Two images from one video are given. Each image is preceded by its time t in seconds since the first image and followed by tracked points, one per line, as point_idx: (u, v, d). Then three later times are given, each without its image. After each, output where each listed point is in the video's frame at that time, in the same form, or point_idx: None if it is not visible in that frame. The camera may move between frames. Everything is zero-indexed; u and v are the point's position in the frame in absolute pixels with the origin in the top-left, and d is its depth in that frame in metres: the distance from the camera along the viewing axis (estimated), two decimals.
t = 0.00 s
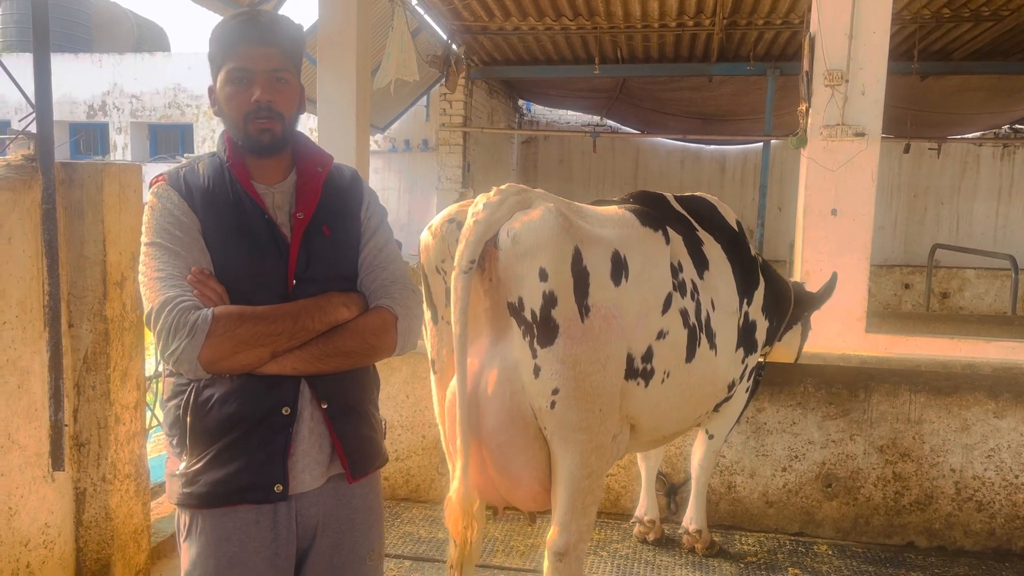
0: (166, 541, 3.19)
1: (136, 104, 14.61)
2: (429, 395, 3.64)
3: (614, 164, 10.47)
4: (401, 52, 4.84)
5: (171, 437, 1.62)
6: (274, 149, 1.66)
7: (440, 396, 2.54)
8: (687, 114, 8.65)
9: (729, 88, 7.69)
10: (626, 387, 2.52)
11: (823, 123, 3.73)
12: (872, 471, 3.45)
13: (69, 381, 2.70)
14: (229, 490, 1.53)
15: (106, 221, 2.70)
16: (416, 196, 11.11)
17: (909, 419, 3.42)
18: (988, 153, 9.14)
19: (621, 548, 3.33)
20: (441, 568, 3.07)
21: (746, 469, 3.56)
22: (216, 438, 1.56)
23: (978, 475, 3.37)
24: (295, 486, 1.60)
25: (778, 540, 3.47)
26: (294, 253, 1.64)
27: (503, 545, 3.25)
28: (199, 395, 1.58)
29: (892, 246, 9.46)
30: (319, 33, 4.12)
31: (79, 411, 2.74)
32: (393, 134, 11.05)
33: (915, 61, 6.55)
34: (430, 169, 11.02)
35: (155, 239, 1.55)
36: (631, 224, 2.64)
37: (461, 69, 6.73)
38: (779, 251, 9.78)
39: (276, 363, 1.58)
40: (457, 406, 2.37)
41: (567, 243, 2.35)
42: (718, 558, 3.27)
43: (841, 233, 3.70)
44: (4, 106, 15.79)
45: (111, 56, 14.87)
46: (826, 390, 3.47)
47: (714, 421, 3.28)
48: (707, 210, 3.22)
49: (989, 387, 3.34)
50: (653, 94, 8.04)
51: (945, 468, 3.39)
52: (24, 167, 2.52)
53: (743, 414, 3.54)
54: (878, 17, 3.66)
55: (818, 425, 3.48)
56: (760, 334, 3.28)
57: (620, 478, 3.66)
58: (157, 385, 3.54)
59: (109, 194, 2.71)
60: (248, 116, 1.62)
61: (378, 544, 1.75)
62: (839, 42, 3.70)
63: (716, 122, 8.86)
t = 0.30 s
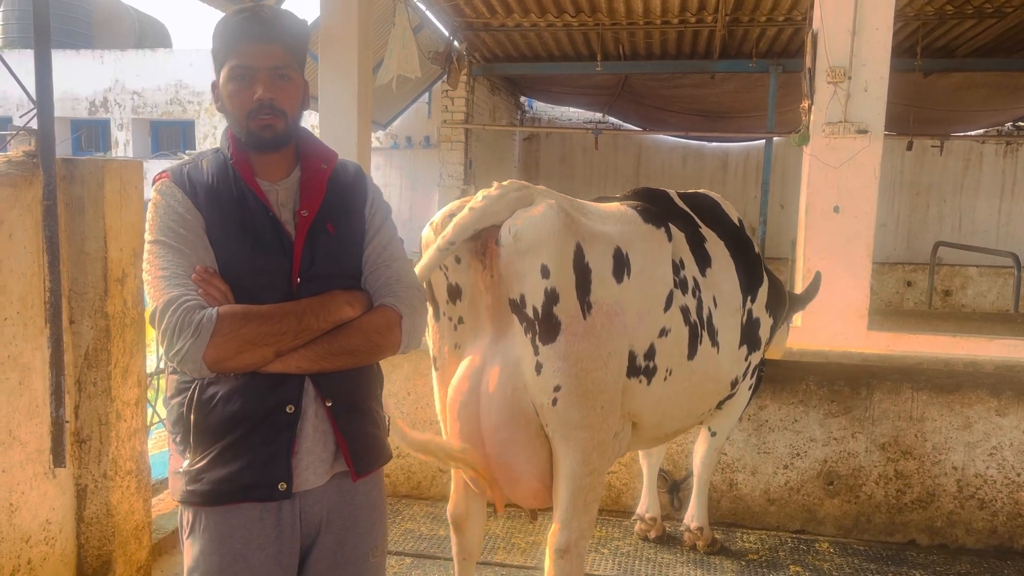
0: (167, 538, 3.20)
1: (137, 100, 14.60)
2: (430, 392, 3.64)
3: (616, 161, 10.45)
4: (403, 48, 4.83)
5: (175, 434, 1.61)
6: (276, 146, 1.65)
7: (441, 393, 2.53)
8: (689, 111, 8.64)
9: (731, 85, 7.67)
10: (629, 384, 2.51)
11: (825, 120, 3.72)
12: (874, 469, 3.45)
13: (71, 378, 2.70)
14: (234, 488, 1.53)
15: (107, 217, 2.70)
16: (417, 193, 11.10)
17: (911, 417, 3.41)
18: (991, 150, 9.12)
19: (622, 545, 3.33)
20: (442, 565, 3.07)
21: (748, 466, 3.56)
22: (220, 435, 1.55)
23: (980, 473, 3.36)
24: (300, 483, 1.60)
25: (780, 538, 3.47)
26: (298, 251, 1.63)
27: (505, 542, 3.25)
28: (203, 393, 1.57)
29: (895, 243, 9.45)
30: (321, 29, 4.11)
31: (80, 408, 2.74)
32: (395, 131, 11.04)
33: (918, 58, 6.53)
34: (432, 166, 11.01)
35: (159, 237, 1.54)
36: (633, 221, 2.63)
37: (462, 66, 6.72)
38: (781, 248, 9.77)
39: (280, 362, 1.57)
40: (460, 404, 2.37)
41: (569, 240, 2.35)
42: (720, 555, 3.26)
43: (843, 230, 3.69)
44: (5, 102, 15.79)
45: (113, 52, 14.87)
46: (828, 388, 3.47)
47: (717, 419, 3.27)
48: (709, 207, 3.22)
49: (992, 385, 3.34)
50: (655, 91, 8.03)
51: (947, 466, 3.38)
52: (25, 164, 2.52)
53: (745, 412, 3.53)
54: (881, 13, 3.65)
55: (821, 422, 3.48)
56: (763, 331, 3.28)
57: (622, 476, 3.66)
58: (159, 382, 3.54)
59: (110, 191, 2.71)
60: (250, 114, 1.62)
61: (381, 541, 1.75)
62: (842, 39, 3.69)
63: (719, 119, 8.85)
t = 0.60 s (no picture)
0: (167, 535, 3.20)
1: (138, 97, 14.59)
2: (431, 390, 3.64)
3: (618, 158, 10.44)
4: (405, 45, 4.83)
5: (176, 435, 1.60)
6: (296, 149, 1.64)
7: (442, 391, 2.53)
8: (690, 109, 8.63)
9: (733, 83, 7.66)
10: (630, 382, 2.51)
11: (827, 118, 3.71)
12: (875, 468, 3.44)
13: (72, 374, 2.70)
14: (240, 488, 1.53)
15: (107, 214, 2.70)
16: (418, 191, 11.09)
17: (913, 415, 3.40)
18: (993, 148, 9.11)
19: (623, 543, 3.33)
20: (443, 562, 3.07)
21: (749, 464, 3.55)
22: (224, 436, 1.54)
23: (981, 471, 3.36)
24: (306, 482, 1.60)
25: (781, 536, 3.47)
26: (302, 251, 1.63)
27: (506, 540, 3.25)
28: (207, 393, 1.55)
29: (896, 241, 9.44)
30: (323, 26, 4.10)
31: (81, 405, 2.74)
32: (397, 128, 11.03)
33: (920, 55, 6.52)
34: (433, 163, 11.01)
35: (163, 237, 1.50)
36: (635, 219, 2.63)
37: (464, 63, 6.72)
38: (782, 246, 9.77)
39: (286, 362, 1.56)
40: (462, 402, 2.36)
41: (571, 237, 2.34)
42: (721, 553, 3.26)
43: (845, 228, 3.68)
44: (7, 99, 15.80)
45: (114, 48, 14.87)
46: (830, 386, 3.46)
47: (719, 417, 3.27)
48: (711, 205, 3.22)
49: (993, 383, 3.33)
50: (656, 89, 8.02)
51: (949, 464, 3.38)
52: (25, 161, 2.51)
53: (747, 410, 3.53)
54: (883, 11, 3.64)
55: (822, 421, 3.48)
56: (765, 329, 3.28)
57: (623, 474, 3.66)
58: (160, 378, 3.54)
59: (111, 188, 2.71)
60: (289, 119, 1.60)
61: (382, 537, 1.76)
62: (844, 36, 3.68)
63: (721, 116, 8.85)
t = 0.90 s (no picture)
0: (168, 532, 3.21)
1: (138, 94, 14.59)
2: (432, 387, 3.64)
3: (618, 157, 10.44)
4: (405, 44, 4.82)
5: (178, 435, 1.52)
6: (329, 165, 1.63)
7: (444, 388, 2.51)
8: (691, 107, 8.64)
9: (735, 81, 7.66)
10: (632, 380, 2.50)
11: (829, 116, 3.71)
12: (876, 466, 3.44)
13: (73, 371, 2.70)
14: (256, 486, 1.52)
15: (109, 211, 2.69)
16: (419, 189, 11.09)
17: (914, 413, 3.40)
18: (994, 147, 9.10)
19: (624, 541, 3.33)
20: (443, 560, 3.07)
21: (751, 462, 3.55)
22: (239, 434, 1.51)
23: (982, 469, 3.36)
24: (319, 478, 1.61)
25: (782, 534, 3.47)
26: (321, 251, 1.62)
27: (506, 537, 3.25)
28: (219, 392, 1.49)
29: (897, 240, 9.44)
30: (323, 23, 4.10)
31: (82, 402, 2.73)
32: (397, 126, 11.03)
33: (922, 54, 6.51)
34: (433, 161, 11.02)
35: (179, 237, 1.42)
36: (637, 216, 2.63)
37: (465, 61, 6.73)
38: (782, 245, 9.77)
39: (304, 356, 1.53)
40: (463, 400, 2.36)
41: (572, 234, 2.34)
42: (722, 552, 3.26)
43: (847, 227, 3.67)
44: (7, 96, 15.80)
45: (115, 46, 14.86)
46: (831, 384, 3.47)
47: (721, 415, 3.26)
48: (714, 204, 3.22)
49: (994, 382, 3.34)
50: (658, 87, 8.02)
51: (950, 463, 3.38)
52: (27, 157, 2.51)
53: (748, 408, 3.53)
54: (885, 9, 3.63)
55: (823, 419, 3.48)
56: (768, 327, 3.28)
57: (624, 472, 3.66)
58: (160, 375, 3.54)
59: (112, 185, 2.70)
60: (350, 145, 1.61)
61: (383, 529, 1.79)
62: (846, 35, 3.67)
63: (722, 114, 8.84)
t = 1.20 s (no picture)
0: (168, 529, 3.21)
1: (139, 93, 14.59)
2: (432, 386, 3.63)
3: (619, 156, 10.44)
4: (406, 42, 4.82)
5: (197, 437, 1.50)
6: (342, 164, 1.63)
7: (445, 387, 2.52)
8: (691, 106, 8.64)
9: (736, 80, 7.65)
10: (633, 378, 2.50)
11: (830, 115, 3.71)
12: (876, 465, 3.44)
13: (73, 369, 2.70)
14: (278, 486, 1.51)
15: (109, 209, 2.69)
16: (420, 187, 11.09)
17: (915, 413, 3.40)
18: (995, 146, 9.10)
19: (624, 540, 3.33)
20: (443, 559, 3.07)
21: (751, 462, 3.55)
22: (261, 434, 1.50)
23: (983, 469, 3.35)
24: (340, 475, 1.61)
25: (782, 533, 3.47)
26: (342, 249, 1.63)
27: (506, 536, 3.25)
28: (244, 393, 1.48)
29: (898, 240, 9.43)
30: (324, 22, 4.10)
31: (83, 400, 2.74)
32: (398, 125, 11.02)
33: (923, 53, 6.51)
34: (434, 160, 11.02)
35: (207, 236, 1.39)
36: (637, 215, 2.63)
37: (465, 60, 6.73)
38: (782, 244, 9.77)
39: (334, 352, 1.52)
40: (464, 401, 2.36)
41: (573, 233, 2.33)
42: (722, 551, 3.26)
43: (848, 226, 3.67)
44: (7, 94, 15.80)
45: (115, 44, 14.85)
46: (832, 384, 3.47)
47: (722, 415, 3.26)
48: (718, 203, 3.22)
49: (995, 381, 3.33)
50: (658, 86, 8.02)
51: (951, 462, 3.38)
52: (27, 155, 2.51)
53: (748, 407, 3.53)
54: (887, 8, 3.63)
55: (823, 418, 3.48)
56: (771, 326, 3.28)
57: (624, 471, 3.66)
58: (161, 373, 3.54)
59: (113, 183, 2.70)
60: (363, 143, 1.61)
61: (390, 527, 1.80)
62: (847, 34, 3.67)
63: (723, 113, 8.84)
